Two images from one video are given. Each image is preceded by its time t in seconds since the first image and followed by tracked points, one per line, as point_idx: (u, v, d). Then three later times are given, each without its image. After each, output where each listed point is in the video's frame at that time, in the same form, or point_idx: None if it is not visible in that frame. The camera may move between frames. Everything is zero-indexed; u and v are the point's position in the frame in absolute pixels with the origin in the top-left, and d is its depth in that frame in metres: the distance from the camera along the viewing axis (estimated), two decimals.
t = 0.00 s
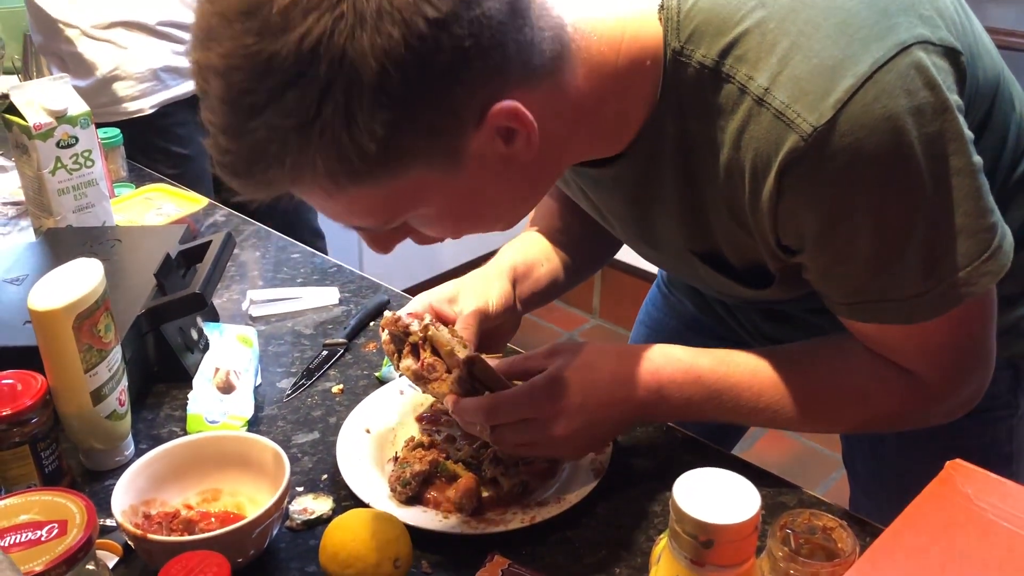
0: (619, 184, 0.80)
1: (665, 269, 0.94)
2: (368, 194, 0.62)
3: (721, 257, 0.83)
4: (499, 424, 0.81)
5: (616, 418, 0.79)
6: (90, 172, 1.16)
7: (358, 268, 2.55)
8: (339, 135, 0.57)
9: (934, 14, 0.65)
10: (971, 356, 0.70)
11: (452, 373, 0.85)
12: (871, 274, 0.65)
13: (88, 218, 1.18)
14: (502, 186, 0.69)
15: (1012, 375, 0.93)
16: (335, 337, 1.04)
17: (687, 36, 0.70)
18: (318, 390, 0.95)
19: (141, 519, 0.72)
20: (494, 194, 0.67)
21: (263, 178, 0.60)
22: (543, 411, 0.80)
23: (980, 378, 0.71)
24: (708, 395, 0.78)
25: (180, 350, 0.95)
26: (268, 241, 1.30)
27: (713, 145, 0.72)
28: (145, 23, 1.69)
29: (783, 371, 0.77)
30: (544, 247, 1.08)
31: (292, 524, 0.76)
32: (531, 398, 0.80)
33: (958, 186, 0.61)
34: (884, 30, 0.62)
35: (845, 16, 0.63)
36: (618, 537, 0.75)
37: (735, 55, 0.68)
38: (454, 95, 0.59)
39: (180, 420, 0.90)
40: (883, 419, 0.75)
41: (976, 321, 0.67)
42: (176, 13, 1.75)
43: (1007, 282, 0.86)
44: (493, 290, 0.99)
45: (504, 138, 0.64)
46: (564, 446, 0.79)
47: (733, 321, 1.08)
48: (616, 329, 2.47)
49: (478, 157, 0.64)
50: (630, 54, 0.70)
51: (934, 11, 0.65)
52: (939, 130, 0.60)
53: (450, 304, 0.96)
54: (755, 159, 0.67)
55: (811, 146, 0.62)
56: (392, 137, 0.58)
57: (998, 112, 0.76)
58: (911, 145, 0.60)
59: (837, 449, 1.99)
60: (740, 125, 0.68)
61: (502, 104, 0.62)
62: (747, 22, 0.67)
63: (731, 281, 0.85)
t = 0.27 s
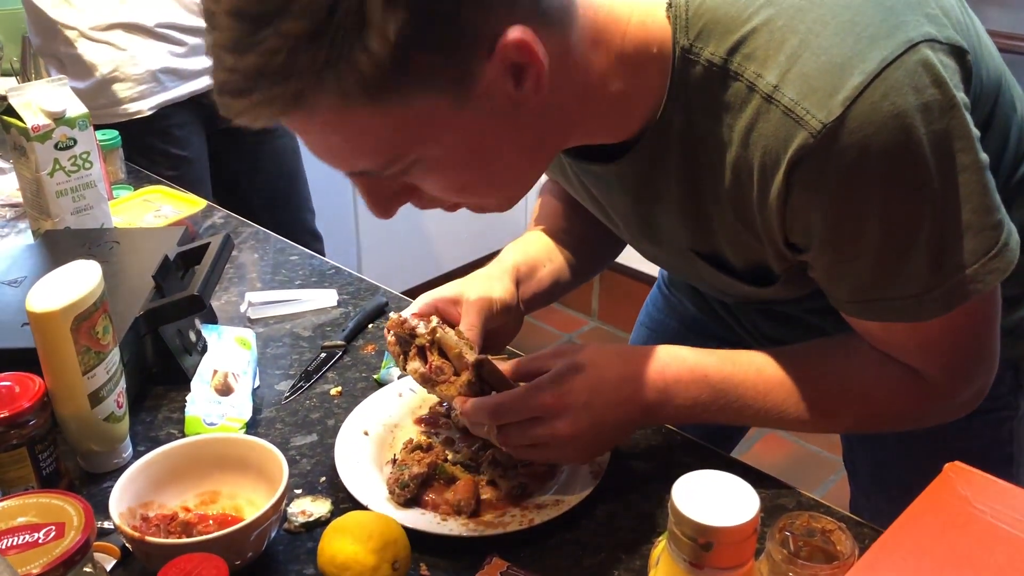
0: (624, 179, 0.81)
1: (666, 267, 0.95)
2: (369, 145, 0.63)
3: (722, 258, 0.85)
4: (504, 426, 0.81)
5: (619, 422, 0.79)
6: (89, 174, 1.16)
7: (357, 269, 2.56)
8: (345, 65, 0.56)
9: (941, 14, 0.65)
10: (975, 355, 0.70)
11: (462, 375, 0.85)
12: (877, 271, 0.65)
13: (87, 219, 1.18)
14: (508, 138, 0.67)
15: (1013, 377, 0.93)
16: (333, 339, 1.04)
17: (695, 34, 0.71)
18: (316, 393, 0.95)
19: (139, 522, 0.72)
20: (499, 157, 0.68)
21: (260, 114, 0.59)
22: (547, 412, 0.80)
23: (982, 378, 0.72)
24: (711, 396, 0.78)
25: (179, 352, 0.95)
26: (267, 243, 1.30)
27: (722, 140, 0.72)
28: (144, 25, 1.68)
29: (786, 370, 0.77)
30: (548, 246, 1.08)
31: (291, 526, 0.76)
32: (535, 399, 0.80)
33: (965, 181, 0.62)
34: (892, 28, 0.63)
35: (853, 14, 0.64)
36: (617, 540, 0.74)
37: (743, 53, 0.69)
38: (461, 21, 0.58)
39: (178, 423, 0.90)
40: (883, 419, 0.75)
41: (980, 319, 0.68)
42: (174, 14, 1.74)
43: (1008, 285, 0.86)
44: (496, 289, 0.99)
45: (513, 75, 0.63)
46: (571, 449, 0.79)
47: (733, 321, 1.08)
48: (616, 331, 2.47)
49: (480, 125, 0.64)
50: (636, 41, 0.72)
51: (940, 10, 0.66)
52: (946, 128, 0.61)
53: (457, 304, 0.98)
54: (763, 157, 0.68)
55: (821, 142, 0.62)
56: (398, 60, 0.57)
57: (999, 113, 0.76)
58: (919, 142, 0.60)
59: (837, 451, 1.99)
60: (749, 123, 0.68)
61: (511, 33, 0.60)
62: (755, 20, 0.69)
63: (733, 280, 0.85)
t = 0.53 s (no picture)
0: (631, 164, 0.82)
1: (669, 253, 0.96)
2: (411, 114, 0.63)
3: (727, 246, 0.86)
4: (504, 429, 0.80)
5: (620, 421, 0.79)
6: (85, 175, 1.16)
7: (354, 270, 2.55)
8: None
9: None
10: (974, 346, 0.71)
11: (461, 378, 0.85)
12: (882, 251, 0.67)
13: (83, 221, 1.18)
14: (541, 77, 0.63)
15: (1012, 377, 0.93)
16: (330, 340, 1.03)
17: (709, 15, 0.72)
18: (313, 394, 0.95)
19: (136, 523, 0.72)
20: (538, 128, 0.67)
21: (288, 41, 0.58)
22: (548, 414, 0.79)
23: (978, 371, 0.72)
24: (710, 392, 0.78)
25: (176, 353, 0.95)
26: (264, 244, 1.30)
27: (733, 122, 0.73)
28: (141, 27, 1.67)
29: (784, 365, 0.78)
30: (550, 246, 1.08)
31: (288, 528, 0.76)
32: (536, 400, 0.79)
33: (975, 161, 0.63)
34: (904, 9, 0.64)
35: None
36: (614, 541, 0.74)
37: (756, 33, 0.70)
38: None
39: (175, 424, 0.90)
40: (881, 409, 0.76)
41: (981, 306, 0.69)
42: (170, 15, 1.71)
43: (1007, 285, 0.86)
44: (498, 289, 0.99)
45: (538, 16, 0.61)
46: (573, 451, 0.79)
47: (734, 318, 1.09)
48: (613, 332, 2.47)
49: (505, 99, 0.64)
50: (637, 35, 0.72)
51: None
52: (956, 107, 0.62)
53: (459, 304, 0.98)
54: (776, 136, 0.68)
55: (834, 119, 0.64)
56: None
57: (998, 114, 0.77)
58: (930, 120, 0.62)
59: (835, 452, 1.99)
60: (763, 101, 0.69)
61: None
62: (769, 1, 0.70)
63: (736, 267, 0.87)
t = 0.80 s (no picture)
0: (638, 142, 0.82)
1: (674, 240, 0.97)
2: (398, 78, 0.63)
3: (734, 230, 0.86)
4: (510, 418, 0.81)
5: (623, 413, 0.78)
6: (82, 175, 1.16)
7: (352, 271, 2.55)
8: None
9: None
10: (981, 334, 0.71)
11: (467, 370, 0.85)
12: (892, 232, 0.67)
13: (80, 221, 1.18)
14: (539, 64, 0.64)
15: (1015, 376, 0.93)
16: (328, 340, 1.03)
17: None
18: (311, 394, 0.95)
19: (134, 524, 0.72)
20: (538, 108, 0.67)
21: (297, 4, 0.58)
22: (555, 402, 0.79)
23: (984, 357, 0.73)
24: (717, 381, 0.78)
25: (174, 354, 0.95)
26: (262, 244, 1.30)
27: (742, 99, 0.73)
28: (139, 28, 1.66)
29: (793, 353, 0.78)
30: (552, 241, 1.09)
31: (286, 528, 0.76)
32: (541, 389, 0.79)
33: (986, 141, 0.64)
34: None
35: None
36: (614, 541, 0.74)
37: (770, 8, 0.70)
38: None
39: (173, 425, 0.90)
40: (887, 396, 0.76)
41: (987, 293, 0.70)
42: (171, 16, 1.71)
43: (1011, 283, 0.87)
44: (501, 282, 1.00)
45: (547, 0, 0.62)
46: (581, 439, 0.79)
47: (736, 315, 1.09)
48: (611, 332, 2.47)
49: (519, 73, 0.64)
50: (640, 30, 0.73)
51: None
52: (970, 85, 0.63)
53: (461, 298, 0.99)
54: (788, 110, 0.68)
55: (847, 93, 0.64)
56: None
57: (1005, 105, 0.77)
58: (943, 97, 0.62)
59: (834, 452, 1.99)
60: (775, 76, 0.69)
61: None
62: None
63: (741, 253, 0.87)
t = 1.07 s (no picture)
0: (643, 136, 0.82)
1: (675, 237, 0.97)
2: (417, 59, 0.63)
3: (738, 225, 0.87)
4: (511, 423, 0.81)
5: (623, 416, 0.78)
6: (81, 178, 1.16)
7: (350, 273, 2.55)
8: None
9: None
10: (985, 335, 0.71)
11: (469, 376, 0.85)
12: (896, 228, 0.67)
13: (78, 224, 1.18)
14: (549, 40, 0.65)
15: (1016, 378, 0.93)
16: (327, 342, 1.03)
17: None
18: (310, 397, 0.95)
19: (132, 527, 0.72)
20: (547, 92, 0.68)
21: None
22: (555, 406, 0.79)
23: (986, 359, 0.74)
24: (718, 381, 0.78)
25: (172, 357, 0.95)
26: (261, 247, 1.30)
27: (746, 93, 0.73)
28: (137, 31, 1.66)
29: (796, 353, 0.78)
30: (554, 241, 1.09)
31: (284, 531, 0.76)
32: (542, 392, 0.79)
33: (993, 133, 0.64)
34: None
35: None
36: (613, 543, 0.75)
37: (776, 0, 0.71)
38: None
39: (172, 427, 0.90)
40: (888, 397, 0.76)
41: (991, 293, 0.70)
42: (169, 19, 1.71)
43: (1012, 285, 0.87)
44: (502, 283, 1.00)
45: None
46: (581, 444, 0.79)
47: (737, 316, 1.09)
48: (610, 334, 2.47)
49: (520, 67, 0.64)
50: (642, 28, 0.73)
51: None
52: (976, 77, 0.63)
53: (462, 300, 0.99)
54: (795, 99, 0.68)
55: (854, 83, 0.64)
56: None
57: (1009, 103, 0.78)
58: (950, 88, 0.63)
59: (833, 454, 1.99)
60: (782, 67, 0.70)
61: None
62: None
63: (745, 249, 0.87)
